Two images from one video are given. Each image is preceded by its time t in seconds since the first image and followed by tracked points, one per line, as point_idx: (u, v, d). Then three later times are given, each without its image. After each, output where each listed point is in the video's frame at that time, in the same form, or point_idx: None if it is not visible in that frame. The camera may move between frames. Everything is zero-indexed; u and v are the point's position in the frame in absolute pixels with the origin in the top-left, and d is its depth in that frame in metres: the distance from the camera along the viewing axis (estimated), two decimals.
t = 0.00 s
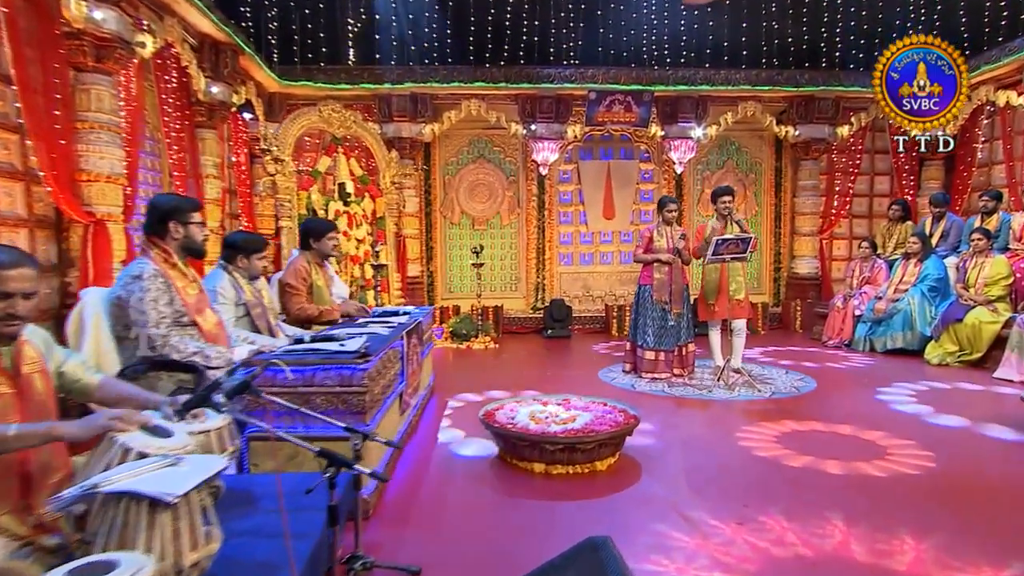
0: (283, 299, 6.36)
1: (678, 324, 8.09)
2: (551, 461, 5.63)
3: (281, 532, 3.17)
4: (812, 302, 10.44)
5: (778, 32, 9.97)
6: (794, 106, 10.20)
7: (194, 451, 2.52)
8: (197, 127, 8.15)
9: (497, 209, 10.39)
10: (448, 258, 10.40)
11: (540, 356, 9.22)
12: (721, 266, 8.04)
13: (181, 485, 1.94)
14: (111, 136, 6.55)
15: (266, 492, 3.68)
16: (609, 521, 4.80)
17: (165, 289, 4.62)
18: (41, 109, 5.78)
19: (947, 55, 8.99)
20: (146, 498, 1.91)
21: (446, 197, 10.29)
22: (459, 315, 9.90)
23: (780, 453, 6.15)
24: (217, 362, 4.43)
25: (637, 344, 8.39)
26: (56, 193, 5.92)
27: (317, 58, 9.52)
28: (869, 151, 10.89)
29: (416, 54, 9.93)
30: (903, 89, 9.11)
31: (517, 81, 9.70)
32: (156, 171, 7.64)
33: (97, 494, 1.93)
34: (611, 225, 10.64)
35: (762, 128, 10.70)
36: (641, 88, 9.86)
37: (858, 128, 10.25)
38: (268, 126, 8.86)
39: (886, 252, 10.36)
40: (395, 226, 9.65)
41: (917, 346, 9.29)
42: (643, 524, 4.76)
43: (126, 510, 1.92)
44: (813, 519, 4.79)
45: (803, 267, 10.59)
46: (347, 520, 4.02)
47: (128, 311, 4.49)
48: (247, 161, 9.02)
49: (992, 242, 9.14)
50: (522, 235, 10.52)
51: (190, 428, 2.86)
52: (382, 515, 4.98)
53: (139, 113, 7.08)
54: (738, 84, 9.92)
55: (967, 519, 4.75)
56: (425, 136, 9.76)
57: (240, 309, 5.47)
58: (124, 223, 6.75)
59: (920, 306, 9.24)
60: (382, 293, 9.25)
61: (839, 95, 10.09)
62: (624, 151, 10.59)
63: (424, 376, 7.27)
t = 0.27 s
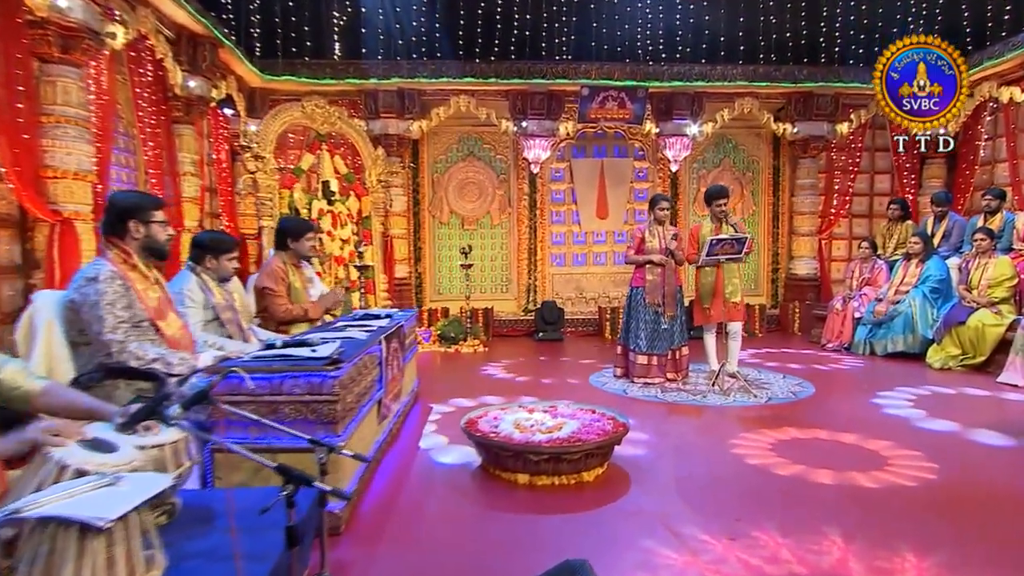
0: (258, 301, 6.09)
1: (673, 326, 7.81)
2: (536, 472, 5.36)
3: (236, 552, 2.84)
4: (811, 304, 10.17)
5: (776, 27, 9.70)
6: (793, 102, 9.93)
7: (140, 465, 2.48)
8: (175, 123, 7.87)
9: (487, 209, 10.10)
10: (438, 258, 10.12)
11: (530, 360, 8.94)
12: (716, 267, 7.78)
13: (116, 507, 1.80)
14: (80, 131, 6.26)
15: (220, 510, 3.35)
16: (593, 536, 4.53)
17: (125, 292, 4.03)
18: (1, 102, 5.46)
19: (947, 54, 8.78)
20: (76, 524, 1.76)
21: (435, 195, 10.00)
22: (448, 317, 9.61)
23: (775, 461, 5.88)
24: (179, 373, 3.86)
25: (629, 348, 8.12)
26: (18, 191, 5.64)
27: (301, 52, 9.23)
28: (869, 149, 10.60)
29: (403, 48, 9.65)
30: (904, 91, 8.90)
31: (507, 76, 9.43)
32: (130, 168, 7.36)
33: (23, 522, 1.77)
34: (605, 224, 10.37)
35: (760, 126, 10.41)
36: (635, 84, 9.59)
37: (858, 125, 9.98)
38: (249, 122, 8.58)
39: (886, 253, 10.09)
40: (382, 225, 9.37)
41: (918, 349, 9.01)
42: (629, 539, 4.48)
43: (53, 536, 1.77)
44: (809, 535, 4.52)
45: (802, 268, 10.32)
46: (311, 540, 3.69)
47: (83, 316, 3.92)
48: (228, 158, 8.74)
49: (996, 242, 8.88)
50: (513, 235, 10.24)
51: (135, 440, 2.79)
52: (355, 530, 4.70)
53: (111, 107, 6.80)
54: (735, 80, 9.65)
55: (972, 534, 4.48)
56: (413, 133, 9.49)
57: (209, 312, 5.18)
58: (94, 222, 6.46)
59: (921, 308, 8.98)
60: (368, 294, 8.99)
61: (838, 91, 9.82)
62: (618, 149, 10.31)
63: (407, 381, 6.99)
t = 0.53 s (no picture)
0: (228, 303, 5.80)
1: (665, 329, 7.55)
2: (517, 483, 5.06)
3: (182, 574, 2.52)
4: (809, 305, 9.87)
5: (773, 19, 9.40)
6: (790, 97, 9.63)
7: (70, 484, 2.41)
8: (148, 117, 7.55)
9: (476, 207, 9.78)
10: (425, 257, 9.80)
11: (519, 363, 8.63)
12: (710, 266, 7.49)
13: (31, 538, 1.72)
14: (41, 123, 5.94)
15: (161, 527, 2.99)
16: (574, 552, 4.23)
17: (75, 294, 3.45)
18: None
19: (946, 55, 8.58)
20: None
21: (421, 193, 9.68)
22: (434, 318, 9.29)
23: (770, 470, 5.58)
24: (137, 381, 3.34)
25: (620, 351, 7.82)
26: None
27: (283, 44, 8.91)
28: (869, 145, 10.30)
29: (389, 41, 9.33)
30: (904, 92, 8.69)
31: (496, 69, 9.12)
32: (100, 163, 7.04)
33: None
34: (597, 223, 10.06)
35: (757, 121, 10.09)
36: (629, 77, 9.29)
37: (858, 120, 9.69)
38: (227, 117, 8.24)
39: (887, 252, 9.80)
40: (366, 224, 9.07)
41: (919, 351, 8.73)
42: (612, 555, 4.18)
43: None
44: (804, 550, 4.22)
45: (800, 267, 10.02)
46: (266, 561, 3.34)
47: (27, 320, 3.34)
48: (206, 153, 8.42)
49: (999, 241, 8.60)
50: (502, 234, 9.92)
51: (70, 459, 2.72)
52: (323, 547, 4.40)
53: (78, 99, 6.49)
54: (731, 74, 9.35)
55: (979, 549, 4.19)
56: (398, 128, 9.18)
57: (173, 315, 4.81)
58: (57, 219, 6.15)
59: (922, 309, 8.70)
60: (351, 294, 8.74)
61: (838, 85, 9.53)
62: (611, 145, 10.00)
63: (387, 386, 6.69)
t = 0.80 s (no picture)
0: (200, 306, 5.53)
1: (658, 331, 7.30)
2: (499, 494, 4.80)
3: None
4: (808, 305, 9.60)
5: (771, 11, 9.13)
6: (788, 92, 9.35)
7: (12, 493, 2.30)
8: (122, 110, 7.25)
9: (466, 204, 9.50)
10: (412, 256, 9.52)
11: (508, 366, 8.35)
12: (704, 267, 7.22)
13: None
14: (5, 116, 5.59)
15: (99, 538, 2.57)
16: (553, 568, 3.96)
17: (25, 298, 3.14)
18: None
19: (947, 54, 8.34)
20: None
21: (409, 190, 9.39)
22: (422, 319, 9.02)
23: (765, 478, 5.32)
24: (92, 390, 3.10)
25: (612, 353, 7.56)
26: None
27: (265, 36, 8.66)
28: (869, 141, 10.03)
29: (376, 33, 9.06)
30: (905, 92, 8.45)
31: (486, 63, 8.86)
32: (71, 158, 6.76)
33: None
34: (590, 221, 9.78)
35: (754, 117, 9.81)
36: (622, 71, 9.03)
37: (858, 116, 9.42)
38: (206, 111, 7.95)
39: (887, 251, 9.54)
40: (352, 222, 8.80)
41: (921, 353, 8.47)
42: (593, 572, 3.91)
43: None
44: (798, 565, 3.96)
45: (798, 267, 9.75)
46: None
47: None
48: (185, 149, 8.15)
49: (1002, 240, 8.35)
50: (492, 233, 9.64)
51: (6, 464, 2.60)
52: (291, 562, 4.12)
53: (46, 91, 6.20)
54: (728, 68, 9.10)
55: (984, 564, 3.92)
56: (385, 123, 8.90)
57: (135, 317, 4.51)
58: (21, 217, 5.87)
59: (924, 310, 8.45)
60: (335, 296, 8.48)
61: (837, 80, 9.27)
62: (604, 141, 9.74)
63: (368, 391, 6.42)
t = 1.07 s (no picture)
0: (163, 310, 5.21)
1: (647, 334, 6.96)
2: (476, 508, 4.48)
3: None
4: (807, 306, 9.28)
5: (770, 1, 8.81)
6: (787, 86, 9.04)
7: None
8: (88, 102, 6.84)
9: (453, 202, 9.16)
10: (397, 256, 9.18)
11: (494, 370, 8.01)
12: (697, 266, 6.90)
13: None
14: None
15: None
16: None
17: None
18: None
19: (948, 54, 8.18)
20: None
21: (394, 187, 9.04)
22: (406, 322, 8.68)
23: (759, 489, 5.00)
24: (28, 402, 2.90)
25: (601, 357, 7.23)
26: None
27: (243, 26, 8.25)
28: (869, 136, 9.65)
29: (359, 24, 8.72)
30: (905, 89, 8.20)
31: (473, 55, 8.54)
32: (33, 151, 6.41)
33: None
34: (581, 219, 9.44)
35: (751, 111, 9.48)
36: (614, 64, 8.71)
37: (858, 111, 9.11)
38: (179, 103, 7.59)
39: (888, 250, 9.23)
40: (333, 220, 8.48)
41: (922, 356, 8.19)
42: None
43: None
44: None
45: (797, 267, 9.41)
46: None
47: None
48: (159, 143, 7.81)
49: (1008, 238, 8.04)
50: (479, 231, 9.30)
51: None
52: None
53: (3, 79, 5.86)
54: (724, 61, 8.78)
55: None
56: (369, 117, 8.56)
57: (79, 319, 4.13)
58: None
59: (926, 312, 8.15)
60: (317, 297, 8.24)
61: (837, 73, 8.96)
62: (596, 137, 9.40)
63: (342, 398, 6.10)
